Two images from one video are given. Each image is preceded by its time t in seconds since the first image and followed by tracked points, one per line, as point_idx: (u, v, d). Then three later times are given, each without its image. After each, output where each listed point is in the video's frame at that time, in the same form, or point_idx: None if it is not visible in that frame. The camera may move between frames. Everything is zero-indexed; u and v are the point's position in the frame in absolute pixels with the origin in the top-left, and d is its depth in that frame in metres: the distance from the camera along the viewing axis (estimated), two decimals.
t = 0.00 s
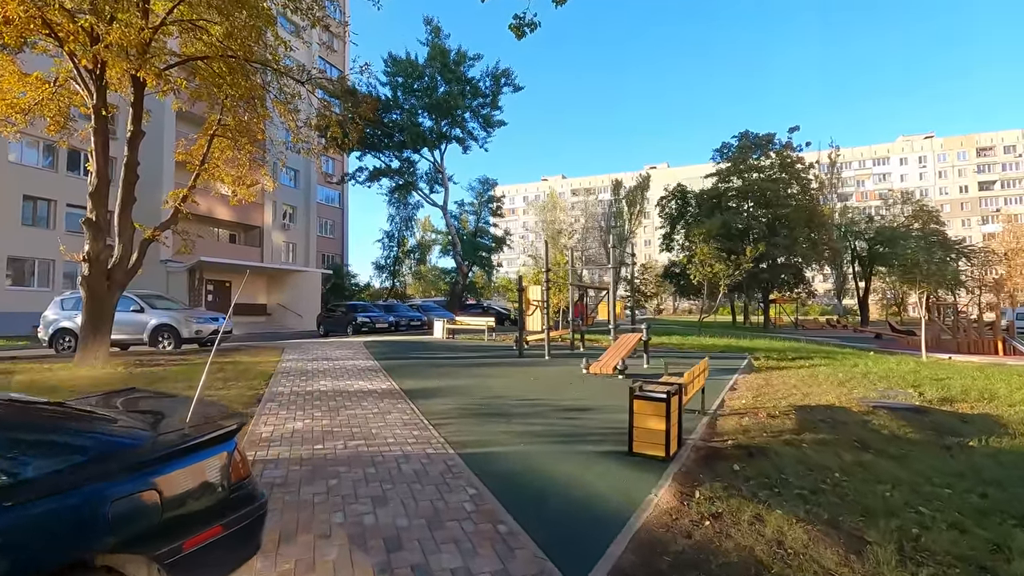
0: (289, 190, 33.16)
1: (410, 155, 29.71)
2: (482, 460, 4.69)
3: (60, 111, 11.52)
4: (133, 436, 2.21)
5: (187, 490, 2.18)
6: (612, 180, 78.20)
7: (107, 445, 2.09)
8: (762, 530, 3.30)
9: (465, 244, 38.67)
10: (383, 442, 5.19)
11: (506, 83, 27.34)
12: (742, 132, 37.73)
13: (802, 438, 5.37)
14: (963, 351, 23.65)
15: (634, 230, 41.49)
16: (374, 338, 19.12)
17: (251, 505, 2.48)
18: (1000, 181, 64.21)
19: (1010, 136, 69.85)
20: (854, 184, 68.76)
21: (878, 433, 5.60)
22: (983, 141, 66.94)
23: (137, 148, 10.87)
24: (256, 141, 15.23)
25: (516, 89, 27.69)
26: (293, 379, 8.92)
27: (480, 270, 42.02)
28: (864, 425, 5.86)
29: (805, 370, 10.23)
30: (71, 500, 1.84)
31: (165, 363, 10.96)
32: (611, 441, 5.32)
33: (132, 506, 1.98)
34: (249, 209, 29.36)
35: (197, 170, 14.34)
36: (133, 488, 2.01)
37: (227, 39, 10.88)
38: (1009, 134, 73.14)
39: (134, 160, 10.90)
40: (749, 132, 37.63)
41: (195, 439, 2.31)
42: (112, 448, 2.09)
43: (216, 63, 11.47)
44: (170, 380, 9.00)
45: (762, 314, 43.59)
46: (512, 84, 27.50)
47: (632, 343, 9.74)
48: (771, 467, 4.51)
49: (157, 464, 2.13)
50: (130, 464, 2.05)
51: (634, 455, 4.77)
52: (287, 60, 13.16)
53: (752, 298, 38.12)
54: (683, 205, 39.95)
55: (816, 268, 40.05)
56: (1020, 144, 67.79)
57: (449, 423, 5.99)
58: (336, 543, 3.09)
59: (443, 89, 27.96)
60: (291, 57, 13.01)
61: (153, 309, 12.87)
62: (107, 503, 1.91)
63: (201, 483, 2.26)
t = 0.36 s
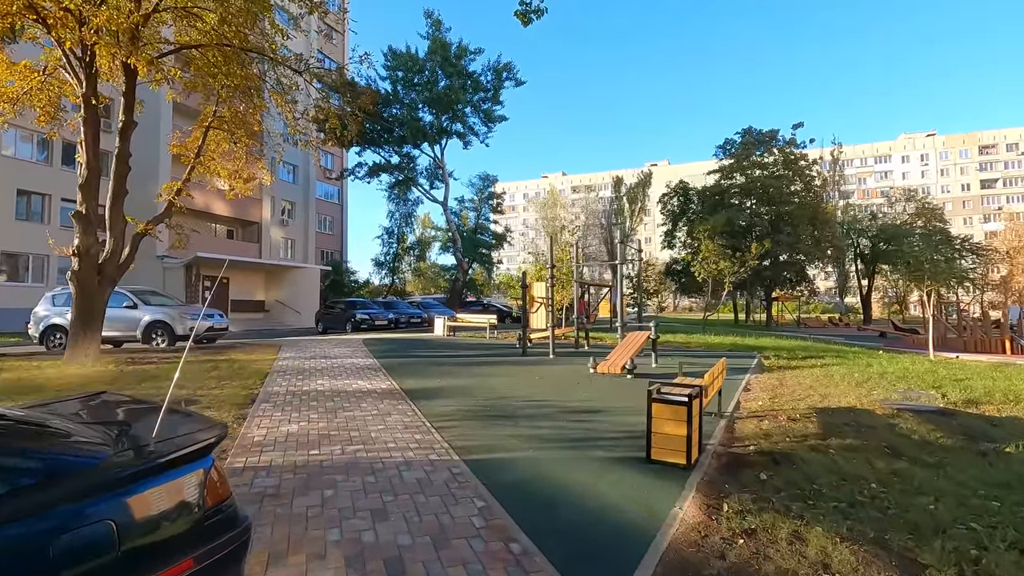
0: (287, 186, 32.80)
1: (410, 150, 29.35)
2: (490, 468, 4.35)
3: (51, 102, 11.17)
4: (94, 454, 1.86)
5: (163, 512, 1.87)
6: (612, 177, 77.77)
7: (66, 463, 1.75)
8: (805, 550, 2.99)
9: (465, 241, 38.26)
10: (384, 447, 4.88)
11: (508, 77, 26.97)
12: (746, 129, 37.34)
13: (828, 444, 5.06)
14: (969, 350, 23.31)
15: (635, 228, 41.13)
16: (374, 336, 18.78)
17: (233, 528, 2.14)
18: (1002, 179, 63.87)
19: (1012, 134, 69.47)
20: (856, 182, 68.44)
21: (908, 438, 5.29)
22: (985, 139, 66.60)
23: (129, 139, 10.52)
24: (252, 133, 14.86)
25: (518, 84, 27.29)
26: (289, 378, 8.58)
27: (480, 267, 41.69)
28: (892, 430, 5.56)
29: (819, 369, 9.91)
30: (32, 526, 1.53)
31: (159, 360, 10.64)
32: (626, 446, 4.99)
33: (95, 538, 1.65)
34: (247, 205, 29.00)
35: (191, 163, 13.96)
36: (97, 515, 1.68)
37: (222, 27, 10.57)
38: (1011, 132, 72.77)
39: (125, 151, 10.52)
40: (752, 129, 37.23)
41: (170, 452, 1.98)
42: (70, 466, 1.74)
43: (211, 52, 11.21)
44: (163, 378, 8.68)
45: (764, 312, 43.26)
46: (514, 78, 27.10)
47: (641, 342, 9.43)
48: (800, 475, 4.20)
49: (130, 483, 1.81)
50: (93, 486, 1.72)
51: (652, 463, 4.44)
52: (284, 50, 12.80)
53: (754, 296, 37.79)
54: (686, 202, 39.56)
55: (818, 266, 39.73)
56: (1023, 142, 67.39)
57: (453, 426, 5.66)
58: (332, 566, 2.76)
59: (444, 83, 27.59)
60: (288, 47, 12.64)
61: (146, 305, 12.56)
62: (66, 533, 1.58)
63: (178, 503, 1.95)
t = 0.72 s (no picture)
0: (285, 181, 32.37)
1: (409, 145, 28.89)
2: (494, 486, 3.96)
3: (36, 91, 10.74)
4: None
5: (109, 566, 1.43)
6: (613, 174, 77.30)
7: None
8: None
9: (465, 238, 37.85)
10: (379, 460, 4.50)
11: (509, 71, 26.51)
12: (750, 126, 36.89)
13: (858, 458, 4.70)
14: (977, 351, 22.92)
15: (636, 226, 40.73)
16: (372, 335, 18.37)
17: None
18: (1005, 179, 63.50)
19: (1016, 133, 69.05)
20: (857, 180, 68.06)
21: (944, 452, 4.93)
22: (988, 139, 66.20)
23: (116, 130, 10.10)
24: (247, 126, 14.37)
25: (520, 78, 26.82)
26: (281, 380, 8.17)
27: (479, 265, 41.33)
28: (924, 442, 5.19)
29: (834, 373, 9.52)
30: None
31: (147, 360, 10.25)
32: (642, 459, 4.60)
33: None
34: (244, 201, 28.57)
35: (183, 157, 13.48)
36: None
37: (213, 14, 10.18)
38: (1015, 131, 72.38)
39: (113, 142, 10.13)
40: (757, 125, 36.75)
41: (118, 490, 1.52)
42: None
43: (204, 42, 10.83)
44: (149, 379, 8.28)
45: (766, 311, 42.88)
46: (515, 73, 26.64)
47: (648, 343, 9.03)
48: (834, 497, 3.82)
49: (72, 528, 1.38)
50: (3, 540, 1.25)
51: (671, 482, 4.04)
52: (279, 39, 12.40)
53: (756, 294, 37.41)
54: (687, 200, 39.16)
55: (821, 266, 39.37)
56: None
57: (453, 436, 5.26)
58: None
59: (444, 78, 27.13)
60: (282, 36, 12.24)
61: (136, 302, 12.11)
62: None
63: (125, 550, 1.50)
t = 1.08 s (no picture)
0: (283, 178, 31.98)
1: (409, 141, 28.52)
2: (503, 502, 3.62)
3: (24, 83, 10.34)
4: None
5: None
6: (613, 172, 76.92)
7: None
8: None
9: (464, 236, 37.47)
10: (378, 470, 4.16)
11: (510, 66, 26.14)
12: (753, 122, 36.53)
13: (892, 468, 4.37)
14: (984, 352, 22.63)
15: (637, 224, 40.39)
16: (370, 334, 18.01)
17: None
18: (1007, 177, 63.20)
19: (1017, 131, 68.75)
20: (859, 179, 67.73)
21: (983, 461, 4.61)
22: (991, 137, 65.88)
23: (104, 121, 9.72)
24: (243, 119, 14.03)
25: (521, 73, 26.42)
26: (275, 382, 7.81)
27: (479, 263, 40.98)
28: (961, 450, 4.86)
29: (850, 374, 9.18)
30: None
31: (138, 360, 9.90)
32: (662, 471, 4.26)
33: None
34: (241, 197, 28.18)
35: (176, 151, 13.10)
36: None
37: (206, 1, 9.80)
38: (1017, 129, 72.09)
39: (101, 133, 9.75)
40: (760, 122, 36.39)
41: (64, 527, 1.17)
42: None
43: (197, 31, 10.46)
44: (137, 380, 7.93)
45: (768, 310, 42.51)
46: (516, 67, 26.24)
47: (657, 343, 8.70)
48: (876, 514, 3.49)
49: None
50: None
51: (697, 496, 3.71)
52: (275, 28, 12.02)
53: (758, 293, 37.09)
54: (689, 198, 38.78)
55: (823, 264, 39.04)
56: None
57: (457, 443, 4.91)
58: None
59: (444, 73, 26.75)
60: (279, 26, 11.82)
61: (127, 300, 11.77)
62: None
63: None
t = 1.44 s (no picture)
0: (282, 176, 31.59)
1: (410, 139, 28.14)
2: (520, 529, 3.27)
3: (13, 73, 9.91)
4: None
5: None
6: (613, 171, 76.57)
7: None
8: None
9: (464, 235, 37.10)
10: (381, 490, 3.81)
11: (512, 62, 25.76)
12: (757, 121, 36.16)
13: (938, 487, 4.03)
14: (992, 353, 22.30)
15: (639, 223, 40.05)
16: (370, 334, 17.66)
17: None
18: (1009, 177, 62.91)
19: (1020, 131, 68.45)
20: (861, 178, 67.41)
21: None
22: (992, 136, 65.60)
23: (93, 115, 9.35)
24: (240, 114, 13.63)
25: (524, 70, 26.03)
26: (270, 387, 7.46)
27: (479, 262, 40.62)
28: (1007, 467, 4.52)
29: (870, 379, 8.83)
30: None
31: (128, 363, 9.53)
32: (689, 491, 3.90)
33: None
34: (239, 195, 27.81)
35: (170, 146, 12.69)
36: None
37: None
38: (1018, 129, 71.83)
39: (91, 127, 9.39)
40: (764, 120, 36.02)
41: None
42: None
43: (192, 22, 10.08)
44: (127, 384, 7.56)
45: (771, 310, 42.16)
46: (519, 64, 25.85)
47: (670, 346, 8.33)
48: (933, 545, 3.15)
49: None
50: None
51: (732, 522, 3.36)
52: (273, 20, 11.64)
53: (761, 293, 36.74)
54: (692, 197, 38.42)
55: (826, 264, 38.71)
56: None
57: (465, 458, 4.56)
58: None
59: (445, 69, 26.37)
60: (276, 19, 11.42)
61: (119, 300, 11.42)
62: None
63: None
